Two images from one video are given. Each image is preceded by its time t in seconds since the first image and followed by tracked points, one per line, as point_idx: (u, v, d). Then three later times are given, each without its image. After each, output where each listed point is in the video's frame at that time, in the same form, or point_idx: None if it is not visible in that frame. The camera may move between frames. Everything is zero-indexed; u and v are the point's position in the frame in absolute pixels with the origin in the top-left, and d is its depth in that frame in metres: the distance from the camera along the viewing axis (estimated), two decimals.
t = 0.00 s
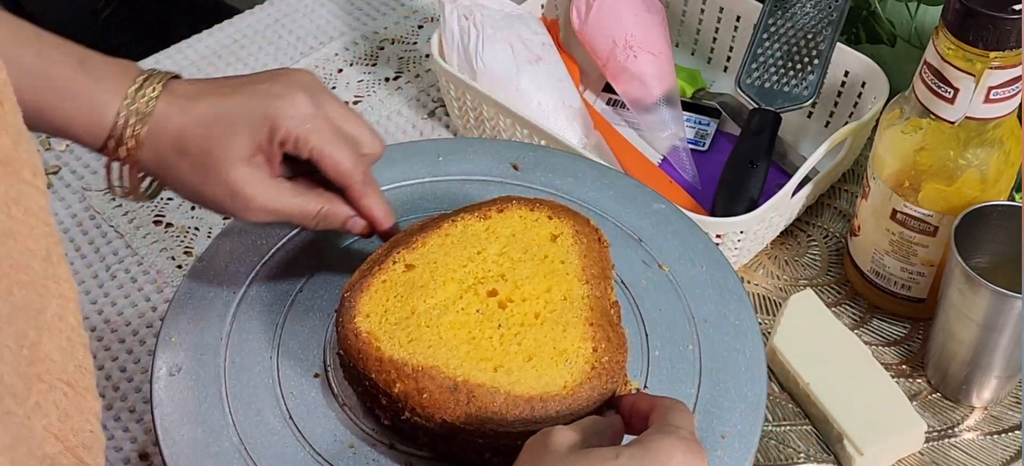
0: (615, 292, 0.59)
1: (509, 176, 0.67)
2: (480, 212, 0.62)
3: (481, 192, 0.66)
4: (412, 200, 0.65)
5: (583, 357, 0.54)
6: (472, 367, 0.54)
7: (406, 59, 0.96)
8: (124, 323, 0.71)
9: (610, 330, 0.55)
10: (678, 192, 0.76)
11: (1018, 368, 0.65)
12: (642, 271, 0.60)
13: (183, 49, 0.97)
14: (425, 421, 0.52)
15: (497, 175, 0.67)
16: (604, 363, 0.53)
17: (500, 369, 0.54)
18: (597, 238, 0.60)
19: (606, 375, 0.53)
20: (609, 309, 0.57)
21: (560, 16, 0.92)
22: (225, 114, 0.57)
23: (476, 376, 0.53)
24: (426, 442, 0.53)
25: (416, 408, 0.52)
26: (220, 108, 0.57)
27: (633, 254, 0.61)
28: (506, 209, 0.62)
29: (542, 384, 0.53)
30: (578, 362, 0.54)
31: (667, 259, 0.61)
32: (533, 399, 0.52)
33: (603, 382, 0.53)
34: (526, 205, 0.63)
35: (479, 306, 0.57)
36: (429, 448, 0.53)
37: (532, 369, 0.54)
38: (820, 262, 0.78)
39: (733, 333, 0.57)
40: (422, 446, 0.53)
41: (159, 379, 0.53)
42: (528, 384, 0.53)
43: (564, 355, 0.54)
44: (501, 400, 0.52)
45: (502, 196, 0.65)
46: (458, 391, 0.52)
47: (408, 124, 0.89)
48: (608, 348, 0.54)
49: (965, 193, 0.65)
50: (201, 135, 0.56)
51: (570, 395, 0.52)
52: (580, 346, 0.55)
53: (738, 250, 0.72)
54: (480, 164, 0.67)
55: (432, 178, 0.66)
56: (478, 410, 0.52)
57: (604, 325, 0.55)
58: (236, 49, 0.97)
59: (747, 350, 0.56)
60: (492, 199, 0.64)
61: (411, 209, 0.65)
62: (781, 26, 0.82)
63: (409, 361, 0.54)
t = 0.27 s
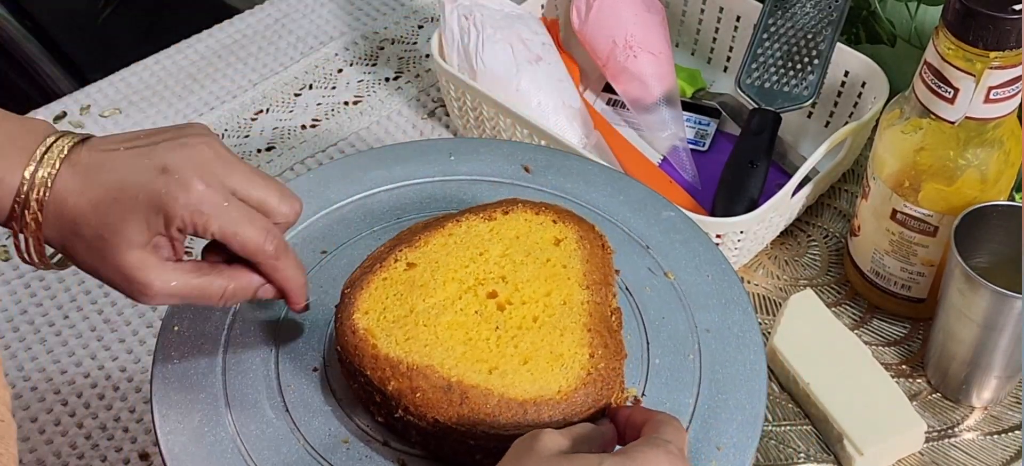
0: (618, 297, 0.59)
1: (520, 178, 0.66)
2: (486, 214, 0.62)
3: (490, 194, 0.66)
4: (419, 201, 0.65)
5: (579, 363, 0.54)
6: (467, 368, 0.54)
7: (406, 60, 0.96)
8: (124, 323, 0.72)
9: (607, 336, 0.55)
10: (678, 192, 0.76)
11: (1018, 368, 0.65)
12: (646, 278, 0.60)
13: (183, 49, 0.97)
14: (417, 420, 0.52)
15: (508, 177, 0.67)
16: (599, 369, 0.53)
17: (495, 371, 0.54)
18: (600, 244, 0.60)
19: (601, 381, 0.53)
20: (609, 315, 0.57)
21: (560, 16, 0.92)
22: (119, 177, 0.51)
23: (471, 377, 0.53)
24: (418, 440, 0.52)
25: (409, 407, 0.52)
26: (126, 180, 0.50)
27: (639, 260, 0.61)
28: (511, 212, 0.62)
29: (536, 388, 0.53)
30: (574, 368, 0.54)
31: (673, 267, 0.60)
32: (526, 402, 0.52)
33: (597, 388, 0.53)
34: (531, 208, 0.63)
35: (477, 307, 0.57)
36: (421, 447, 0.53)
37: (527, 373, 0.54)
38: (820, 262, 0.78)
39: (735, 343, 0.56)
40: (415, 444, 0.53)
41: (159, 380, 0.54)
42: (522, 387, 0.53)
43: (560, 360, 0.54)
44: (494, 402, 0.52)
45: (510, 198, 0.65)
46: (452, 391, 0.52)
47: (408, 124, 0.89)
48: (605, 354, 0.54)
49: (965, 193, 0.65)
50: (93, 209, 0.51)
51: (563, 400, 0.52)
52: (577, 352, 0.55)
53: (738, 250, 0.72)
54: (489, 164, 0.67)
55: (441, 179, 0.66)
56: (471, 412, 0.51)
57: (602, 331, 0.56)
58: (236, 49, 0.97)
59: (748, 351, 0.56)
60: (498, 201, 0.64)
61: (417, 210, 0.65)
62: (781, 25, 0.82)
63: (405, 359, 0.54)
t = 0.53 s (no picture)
0: (619, 301, 0.59)
1: (535, 182, 0.67)
2: (492, 215, 0.62)
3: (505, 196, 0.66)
4: (435, 200, 0.66)
5: (573, 369, 0.54)
6: (461, 368, 0.54)
7: (406, 60, 0.96)
8: (124, 323, 0.72)
9: (605, 343, 0.55)
10: (679, 192, 0.76)
11: (1018, 368, 0.64)
12: (652, 287, 0.60)
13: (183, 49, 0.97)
14: (408, 417, 0.52)
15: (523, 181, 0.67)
16: (592, 377, 0.53)
17: (489, 372, 0.54)
18: (606, 251, 0.60)
19: (593, 389, 0.53)
20: (608, 322, 0.57)
21: (560, 16, 0.92)
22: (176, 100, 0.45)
23: (464, 377, 0.53)
24: (409, 437, 0.53)
25: (400, 403, 0.52)
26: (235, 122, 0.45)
27: (647, 270, 0.61)
28: (519, 214, 0.62)
29: (528, 392, 0.53)
30: (568, 374, 0.54)
31: (679, 276, 0.60)
32: (516, 405, 0.52)
33: (589, 396, 0.53)
34: (539, 212, 0.63)
35: (476, 308, 0.57)
36: (410, 443, 0.54)
37: (521, 376, 0.54)
38: (820, 262, 0.78)
39: (737, 354, 0.56)
40: (405, 441, 0.54)
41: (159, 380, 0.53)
42: (513, 390, 0.53)
43: (554, 365, 0.54)
44: (484, 403, 0.52)
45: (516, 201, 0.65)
46: (444, 390, 0.52)
47: (408, 124, 0.89)
48: (600, 362, 0.54)
49: (965, 193, 0.65)
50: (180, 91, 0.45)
51: (553, 406, 0.52)
52: (572, 358, 0.54)
53: (738, 250, 0.72)
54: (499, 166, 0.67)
55: (461, 178, 0.67)
56: (461, 413, 0.52)
57: (599, 338, 0.55)
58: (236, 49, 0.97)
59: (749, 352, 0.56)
60: (509, 203, 0.64)
61: (431, 208, 0.65)
62: (781, 26, 0.82)
63: (400, 356, 0.54)
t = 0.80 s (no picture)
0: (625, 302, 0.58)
1: (548, 185, 0.67)
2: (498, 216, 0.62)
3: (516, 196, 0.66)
4: (445, 199, 0.66)
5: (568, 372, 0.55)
6: (457, 367, 0.55)
7: (406, 60, 0.96)
8: (124, 323, 0.72)
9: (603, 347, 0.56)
10: (679, 192, 0.76)
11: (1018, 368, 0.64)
12: (658, 296, 0.60)
13: (183, 49, 0.97)
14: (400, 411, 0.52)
15: (535, 184, 0.67)
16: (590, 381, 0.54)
17: (484, 372, 0.55)
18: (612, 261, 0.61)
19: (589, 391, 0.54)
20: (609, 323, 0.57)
21: (560, 16, 0.92)
22: (205, 130, 0.49)
23: (459, 377, 0.54)
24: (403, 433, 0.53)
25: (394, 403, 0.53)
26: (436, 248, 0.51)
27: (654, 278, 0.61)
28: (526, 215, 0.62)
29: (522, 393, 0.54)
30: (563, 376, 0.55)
31: (685, 287, 0.60)
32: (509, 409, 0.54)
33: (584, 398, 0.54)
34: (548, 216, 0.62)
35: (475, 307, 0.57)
36: (405, 441, 0.53)
37: (518, 378, 0.55)
38: (820, 262, 0.78)
39: (740, 359, 0.56)
40: (399, 439, 0.53)
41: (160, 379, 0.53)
42: (508, 391, 0.54)
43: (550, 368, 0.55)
44: (477, 405, 0.54)
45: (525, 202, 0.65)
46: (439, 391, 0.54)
47: (408, 124, 0.89)
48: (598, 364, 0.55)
49: (965, 193, 0.65)
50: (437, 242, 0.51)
51: (549, 407, 0.53)
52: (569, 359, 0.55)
53: (738, 250, 0.72)
54: (507, 169, 0.68)
55: (473, 179, 0.67)
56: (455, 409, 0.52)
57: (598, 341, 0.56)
58: (235, 49, 0.97)
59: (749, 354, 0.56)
60: (520, 205, 0.64)
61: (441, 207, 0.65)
62: (781, 26, 0.82)
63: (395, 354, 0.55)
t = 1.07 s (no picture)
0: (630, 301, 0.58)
1: (556, 188, 0.67)
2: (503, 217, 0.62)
3: (522, 198, 0.66)
4: (452, 199, 0.66)
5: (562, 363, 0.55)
6: (450, 356, 0.56)
7: (406, 60, 0.96)
8: (124, 323, 0.72)
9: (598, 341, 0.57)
10: (679, 193, 0.76)
11: (1018, 368, 0.65)
12: (660, 301, 0.60)
13: (183, 49, 0.97)
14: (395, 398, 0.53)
15: (542, 187, 0.67)
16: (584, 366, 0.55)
17: (477, 362, 0.56)
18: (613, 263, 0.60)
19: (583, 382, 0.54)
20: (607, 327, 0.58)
21: (560, 16, 0.92)
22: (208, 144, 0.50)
23: (452, 364, 0.55)
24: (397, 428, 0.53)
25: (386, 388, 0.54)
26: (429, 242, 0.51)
27: (656, 282, 0.61)
28: (532, 219, 0.62)
29: (514, 380, 0.55)
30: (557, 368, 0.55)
31: (688, 293, 0.60)
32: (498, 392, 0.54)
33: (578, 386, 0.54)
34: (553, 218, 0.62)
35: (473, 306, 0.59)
36: (402, 437, 0.53)
37: (510, 367, 0.55)
38: (820, 262, 0.78)
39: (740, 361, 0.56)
40: (395, 434, 0.53)
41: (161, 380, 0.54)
42: (499, 379, 0.55)
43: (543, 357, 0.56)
44: (468, 386, 0.54)
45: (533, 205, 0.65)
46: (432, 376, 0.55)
47: (408, 124, 0.89)
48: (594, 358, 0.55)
49: (965, 193, 0.65)
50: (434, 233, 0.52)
51: (544, 390, 0.54)
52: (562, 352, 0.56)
53: (738, 250, 0.72)
54: (512, 171, 0.68)
55: (481, 180, 0.67)
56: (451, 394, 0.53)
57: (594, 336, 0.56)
58: (236, 50, 0.96)
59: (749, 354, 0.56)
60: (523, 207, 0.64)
61: (447, 206, 0.65)
62: (781, 26, 0.82)
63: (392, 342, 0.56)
